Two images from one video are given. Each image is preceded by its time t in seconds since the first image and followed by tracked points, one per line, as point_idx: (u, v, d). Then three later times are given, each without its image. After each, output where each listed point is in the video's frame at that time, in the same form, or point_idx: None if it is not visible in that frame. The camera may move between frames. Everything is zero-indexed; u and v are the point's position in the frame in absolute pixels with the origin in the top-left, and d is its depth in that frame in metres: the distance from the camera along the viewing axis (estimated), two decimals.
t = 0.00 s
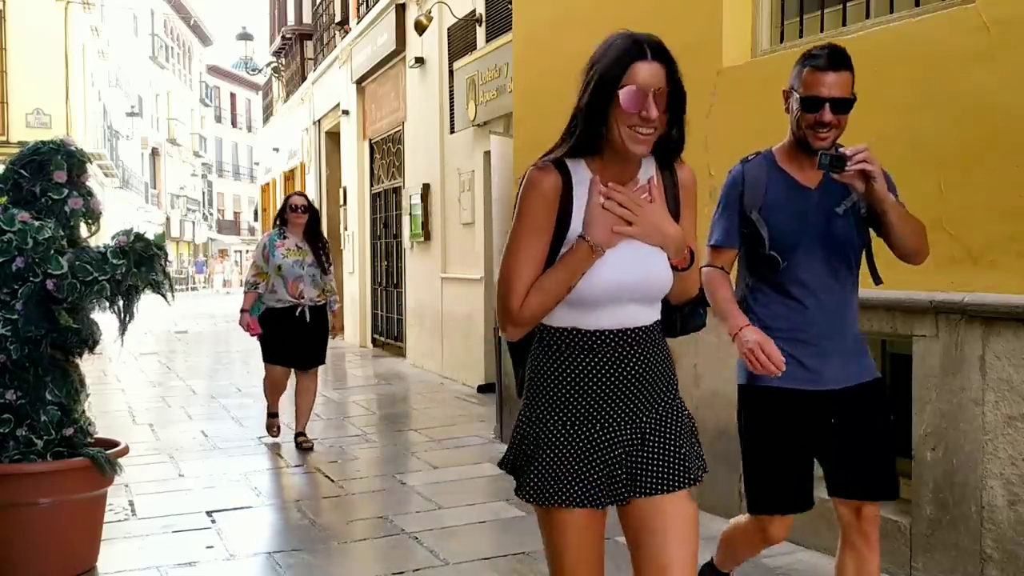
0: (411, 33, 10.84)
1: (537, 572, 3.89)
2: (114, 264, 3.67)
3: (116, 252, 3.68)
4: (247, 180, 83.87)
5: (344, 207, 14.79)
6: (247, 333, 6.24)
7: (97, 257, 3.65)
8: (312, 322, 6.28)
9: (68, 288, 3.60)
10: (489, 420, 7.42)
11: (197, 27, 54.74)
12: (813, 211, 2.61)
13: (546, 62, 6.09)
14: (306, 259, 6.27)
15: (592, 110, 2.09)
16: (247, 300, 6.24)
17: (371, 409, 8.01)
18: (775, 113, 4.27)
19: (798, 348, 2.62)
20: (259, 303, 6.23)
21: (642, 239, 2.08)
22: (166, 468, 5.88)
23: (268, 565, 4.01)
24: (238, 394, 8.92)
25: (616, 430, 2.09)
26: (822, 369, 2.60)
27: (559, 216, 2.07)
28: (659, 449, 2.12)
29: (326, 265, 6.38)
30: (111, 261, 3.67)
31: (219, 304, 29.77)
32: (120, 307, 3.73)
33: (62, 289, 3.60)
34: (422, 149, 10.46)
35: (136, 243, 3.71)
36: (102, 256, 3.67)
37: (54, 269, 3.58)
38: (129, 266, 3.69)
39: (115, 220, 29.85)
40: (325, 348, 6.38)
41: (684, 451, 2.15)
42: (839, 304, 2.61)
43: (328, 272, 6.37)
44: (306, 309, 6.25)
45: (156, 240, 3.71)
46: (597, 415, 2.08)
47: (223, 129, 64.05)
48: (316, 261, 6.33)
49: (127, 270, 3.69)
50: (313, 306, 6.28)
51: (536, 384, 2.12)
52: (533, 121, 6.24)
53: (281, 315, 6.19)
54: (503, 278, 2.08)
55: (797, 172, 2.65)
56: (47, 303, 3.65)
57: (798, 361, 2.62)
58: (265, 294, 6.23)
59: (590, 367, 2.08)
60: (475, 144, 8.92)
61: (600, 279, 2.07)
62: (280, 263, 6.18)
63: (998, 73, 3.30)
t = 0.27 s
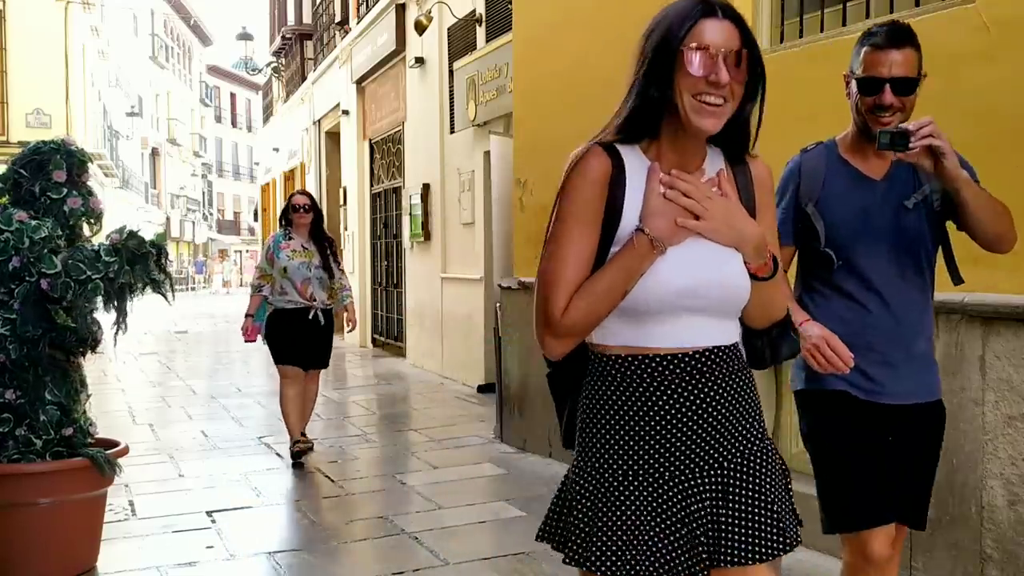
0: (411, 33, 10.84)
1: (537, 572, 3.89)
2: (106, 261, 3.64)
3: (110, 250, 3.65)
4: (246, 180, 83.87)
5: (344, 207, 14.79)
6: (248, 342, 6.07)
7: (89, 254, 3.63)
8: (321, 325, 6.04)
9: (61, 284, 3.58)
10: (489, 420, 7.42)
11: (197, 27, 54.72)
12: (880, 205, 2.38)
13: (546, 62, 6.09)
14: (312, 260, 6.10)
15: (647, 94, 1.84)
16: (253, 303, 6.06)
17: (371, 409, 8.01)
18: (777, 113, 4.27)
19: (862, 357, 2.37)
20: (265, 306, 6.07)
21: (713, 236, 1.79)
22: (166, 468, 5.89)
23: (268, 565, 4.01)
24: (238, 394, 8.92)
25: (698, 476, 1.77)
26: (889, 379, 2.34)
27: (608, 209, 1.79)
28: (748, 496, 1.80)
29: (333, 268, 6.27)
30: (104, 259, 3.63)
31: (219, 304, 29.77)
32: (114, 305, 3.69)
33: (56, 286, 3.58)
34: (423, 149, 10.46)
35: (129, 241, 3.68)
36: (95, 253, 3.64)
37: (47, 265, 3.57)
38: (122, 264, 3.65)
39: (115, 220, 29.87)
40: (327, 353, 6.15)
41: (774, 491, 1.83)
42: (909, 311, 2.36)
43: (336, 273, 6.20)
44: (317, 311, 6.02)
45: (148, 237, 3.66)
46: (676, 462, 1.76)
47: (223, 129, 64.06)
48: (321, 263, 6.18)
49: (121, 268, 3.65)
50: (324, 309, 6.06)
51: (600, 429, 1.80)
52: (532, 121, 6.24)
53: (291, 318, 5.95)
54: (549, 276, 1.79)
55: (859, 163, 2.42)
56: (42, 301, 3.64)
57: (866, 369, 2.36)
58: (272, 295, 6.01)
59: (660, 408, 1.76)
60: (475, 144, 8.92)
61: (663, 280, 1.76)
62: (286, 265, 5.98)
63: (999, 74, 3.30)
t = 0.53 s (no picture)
0: (411, 33, 10.84)
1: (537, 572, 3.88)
2: (101, 260, 3.63)
3: (106, 249, 3.65)
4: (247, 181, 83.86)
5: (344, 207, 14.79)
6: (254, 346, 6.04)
7: (84, 253, 3.62)
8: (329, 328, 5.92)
9: (56, 284, 3.57)
10: (489, 420, 7.41)
11: (197, 27, 54.71)
12: (933, 197, 2.21)
13: (546, 62, 6.09)
14: (317, 259, 5.97)
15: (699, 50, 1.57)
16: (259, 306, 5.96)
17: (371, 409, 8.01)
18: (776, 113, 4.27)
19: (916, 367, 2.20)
20: (270, 308, 5.95)
21: (789, 215, 1.48)
22: (166, 468, 5.88)
23: (267, 565, 4.01)
24: (238, 394, 8.92)
25: (772, 508, 1.49)
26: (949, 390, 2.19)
27: (660, 183, 1.50)
28: (826, 534, 1.54)
29: (337, 267, 6.12)
30: (98, 258, 3.63)
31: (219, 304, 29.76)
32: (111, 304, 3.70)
33: (51, 286, 3.58)
34: (423, 149, 10.47)
35: (123, 240, 3.67)
36: (90, 253, 3.64)
37: (42, 264, 3.57)
38: (116, 263, 3.65)
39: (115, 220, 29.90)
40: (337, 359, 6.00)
41: (854, 534, 1.58)
42: (972, 315, 2.20)
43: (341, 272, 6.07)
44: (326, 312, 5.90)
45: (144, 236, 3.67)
46: (745, 488, 1.49)
47: (223, 129, 64.07)
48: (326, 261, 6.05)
49: (115, 266, 3.65)
50: (332, 309, 5.94)
51: (656, 440, 1.53)
52: (532, 121, 6.24)
53: (299, 320, 5.83)
54: (591, 262, 1.50)
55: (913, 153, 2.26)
56: (38, 301, 3.64)
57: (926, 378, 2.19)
58: (278, 298, 5.90)
59: (727, 417, 1.48)
60: (475, 144, 8.91)
61: (728, 268, 1.45)
62: (290, 265, 5.86)
63: (999, 73, 3.30)
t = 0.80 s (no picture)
0: (411, 33, 10.85)
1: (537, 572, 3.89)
2: (96, 260, 3.62)
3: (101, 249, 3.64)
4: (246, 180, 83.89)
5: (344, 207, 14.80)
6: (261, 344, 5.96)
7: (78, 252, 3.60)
8: (335, 327, 5.86)
9: (52, 283, 3.56)
10: (489, 420, 7.42)
11: (197, 27, 54.70)
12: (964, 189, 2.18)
13: (546, 62, 6.10)
14: (326, 256, 5.89)
15: (807, 5, 1.25)
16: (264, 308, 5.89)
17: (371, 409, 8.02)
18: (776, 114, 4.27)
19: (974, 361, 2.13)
20: (275, 309, 5.88)
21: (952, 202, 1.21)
22: (166, 468, 5.89)
23: (268, 565, 4.01)
24: (238, 394, 8.93)
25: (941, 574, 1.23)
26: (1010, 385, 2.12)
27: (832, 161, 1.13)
28: None
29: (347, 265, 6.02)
30: (93, 258, 3.62)
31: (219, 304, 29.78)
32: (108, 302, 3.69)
33: (48, 284, 3.57)
34: (423, 149, 10.47)
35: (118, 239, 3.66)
36: (85, 252, 3.62)
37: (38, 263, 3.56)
38: (110, 263, 3.64)
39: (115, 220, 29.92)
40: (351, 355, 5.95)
41: None
42: None
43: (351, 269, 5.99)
44: (330, 313, 5.85)
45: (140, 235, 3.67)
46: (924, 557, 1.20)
47: (223, 129, 64.07)
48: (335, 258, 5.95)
49: (110, 267, 3.64)
50: (337, 310, 5.88)
51: (792, 503, 1.18)
52: (532, 120, 6.26)
53: (304, 321, 5.79)
54: (753, 276, 1.06)
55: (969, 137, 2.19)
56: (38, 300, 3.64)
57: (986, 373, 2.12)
58: (284, 297, 5.84)
59: (900, 473, 1.17)
60: (475, 144, 8.92)
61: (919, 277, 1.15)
62: (299, 264, 5.80)
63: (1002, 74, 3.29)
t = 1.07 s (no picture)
0: (411, 33, 10.84)
1: (538, 571, 3.89)
2: (91, 258, 3.62)
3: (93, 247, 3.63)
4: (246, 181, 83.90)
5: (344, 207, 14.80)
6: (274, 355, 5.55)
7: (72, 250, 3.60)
8: (351, 337, 5.47)
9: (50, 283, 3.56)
10: (489, 420, 7.42)
11: (198, 27, 54.69)
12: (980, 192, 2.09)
13: (545, 62, 6.10)
14: (343, 262, 5.52)
15: None
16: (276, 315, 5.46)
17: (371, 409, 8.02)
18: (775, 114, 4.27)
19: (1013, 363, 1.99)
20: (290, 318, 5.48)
21: None
22: (166, 468, 5.89)
23: (268, 565, 4.01)
24: (238, 394, 8.93)
25: None
26: None
27: None
28: None
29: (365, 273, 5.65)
30: (88, 256, 3.61)
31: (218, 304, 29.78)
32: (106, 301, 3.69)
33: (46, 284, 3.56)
34: (422, 149, 10.48)
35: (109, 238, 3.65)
36: (81, 251, 3.62)
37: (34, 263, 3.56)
38: (106, 262, 3.63)
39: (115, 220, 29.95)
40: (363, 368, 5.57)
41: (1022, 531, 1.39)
42: None
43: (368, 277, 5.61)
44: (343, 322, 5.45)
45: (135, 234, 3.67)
46: None
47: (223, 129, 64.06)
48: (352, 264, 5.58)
49: (106, 266, 3.64)
50: (350, 318, 5.49)
51: None
52: (532, 120, 6.26)
53: (316, 330, 5.40)
54: None
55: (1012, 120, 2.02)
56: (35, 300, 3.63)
57: None
58: (296, 304, 5.45)
59: None
60: (475, 143, 8.92)
61: None
62: (314, 268, 5.41)
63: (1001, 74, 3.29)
